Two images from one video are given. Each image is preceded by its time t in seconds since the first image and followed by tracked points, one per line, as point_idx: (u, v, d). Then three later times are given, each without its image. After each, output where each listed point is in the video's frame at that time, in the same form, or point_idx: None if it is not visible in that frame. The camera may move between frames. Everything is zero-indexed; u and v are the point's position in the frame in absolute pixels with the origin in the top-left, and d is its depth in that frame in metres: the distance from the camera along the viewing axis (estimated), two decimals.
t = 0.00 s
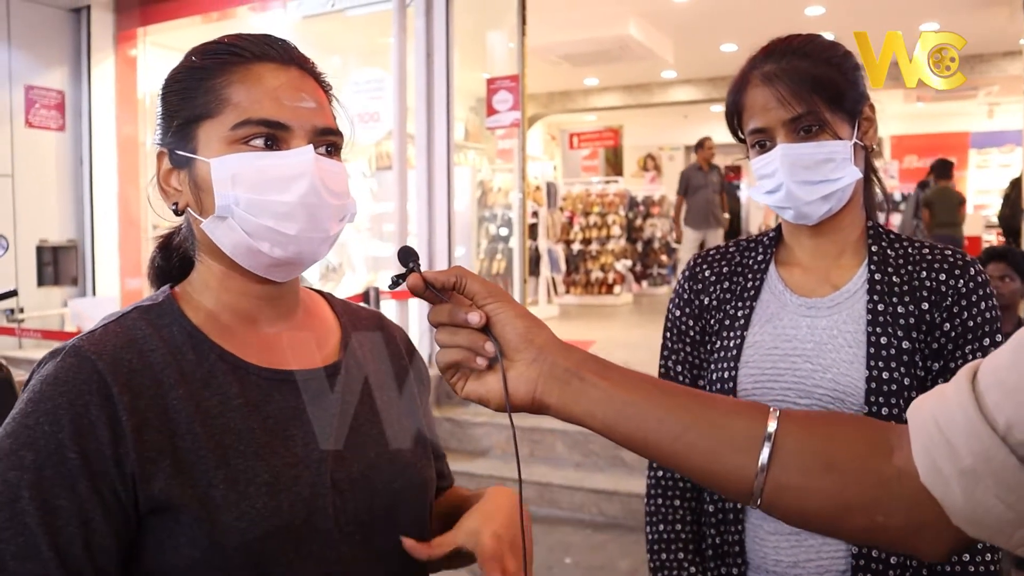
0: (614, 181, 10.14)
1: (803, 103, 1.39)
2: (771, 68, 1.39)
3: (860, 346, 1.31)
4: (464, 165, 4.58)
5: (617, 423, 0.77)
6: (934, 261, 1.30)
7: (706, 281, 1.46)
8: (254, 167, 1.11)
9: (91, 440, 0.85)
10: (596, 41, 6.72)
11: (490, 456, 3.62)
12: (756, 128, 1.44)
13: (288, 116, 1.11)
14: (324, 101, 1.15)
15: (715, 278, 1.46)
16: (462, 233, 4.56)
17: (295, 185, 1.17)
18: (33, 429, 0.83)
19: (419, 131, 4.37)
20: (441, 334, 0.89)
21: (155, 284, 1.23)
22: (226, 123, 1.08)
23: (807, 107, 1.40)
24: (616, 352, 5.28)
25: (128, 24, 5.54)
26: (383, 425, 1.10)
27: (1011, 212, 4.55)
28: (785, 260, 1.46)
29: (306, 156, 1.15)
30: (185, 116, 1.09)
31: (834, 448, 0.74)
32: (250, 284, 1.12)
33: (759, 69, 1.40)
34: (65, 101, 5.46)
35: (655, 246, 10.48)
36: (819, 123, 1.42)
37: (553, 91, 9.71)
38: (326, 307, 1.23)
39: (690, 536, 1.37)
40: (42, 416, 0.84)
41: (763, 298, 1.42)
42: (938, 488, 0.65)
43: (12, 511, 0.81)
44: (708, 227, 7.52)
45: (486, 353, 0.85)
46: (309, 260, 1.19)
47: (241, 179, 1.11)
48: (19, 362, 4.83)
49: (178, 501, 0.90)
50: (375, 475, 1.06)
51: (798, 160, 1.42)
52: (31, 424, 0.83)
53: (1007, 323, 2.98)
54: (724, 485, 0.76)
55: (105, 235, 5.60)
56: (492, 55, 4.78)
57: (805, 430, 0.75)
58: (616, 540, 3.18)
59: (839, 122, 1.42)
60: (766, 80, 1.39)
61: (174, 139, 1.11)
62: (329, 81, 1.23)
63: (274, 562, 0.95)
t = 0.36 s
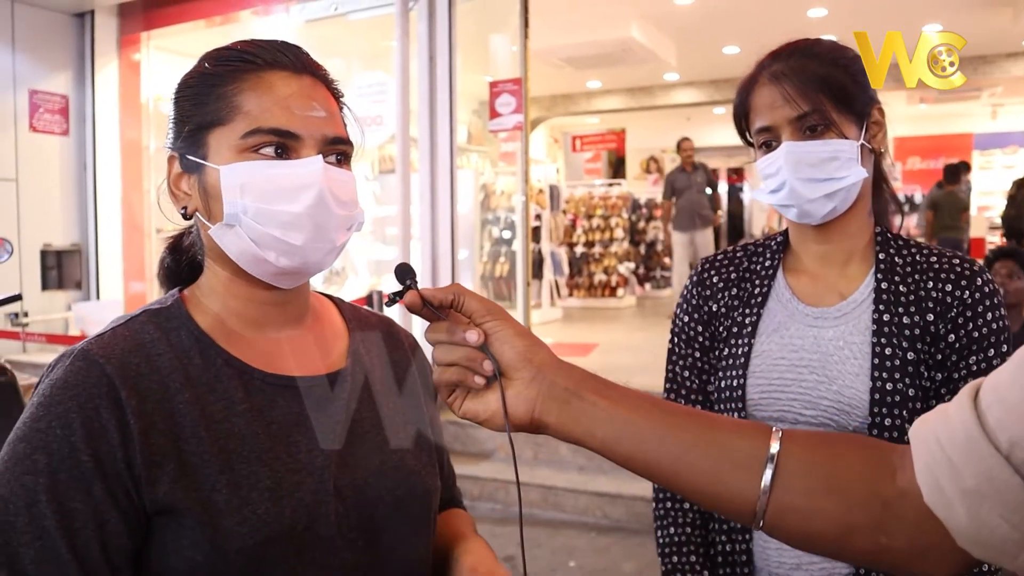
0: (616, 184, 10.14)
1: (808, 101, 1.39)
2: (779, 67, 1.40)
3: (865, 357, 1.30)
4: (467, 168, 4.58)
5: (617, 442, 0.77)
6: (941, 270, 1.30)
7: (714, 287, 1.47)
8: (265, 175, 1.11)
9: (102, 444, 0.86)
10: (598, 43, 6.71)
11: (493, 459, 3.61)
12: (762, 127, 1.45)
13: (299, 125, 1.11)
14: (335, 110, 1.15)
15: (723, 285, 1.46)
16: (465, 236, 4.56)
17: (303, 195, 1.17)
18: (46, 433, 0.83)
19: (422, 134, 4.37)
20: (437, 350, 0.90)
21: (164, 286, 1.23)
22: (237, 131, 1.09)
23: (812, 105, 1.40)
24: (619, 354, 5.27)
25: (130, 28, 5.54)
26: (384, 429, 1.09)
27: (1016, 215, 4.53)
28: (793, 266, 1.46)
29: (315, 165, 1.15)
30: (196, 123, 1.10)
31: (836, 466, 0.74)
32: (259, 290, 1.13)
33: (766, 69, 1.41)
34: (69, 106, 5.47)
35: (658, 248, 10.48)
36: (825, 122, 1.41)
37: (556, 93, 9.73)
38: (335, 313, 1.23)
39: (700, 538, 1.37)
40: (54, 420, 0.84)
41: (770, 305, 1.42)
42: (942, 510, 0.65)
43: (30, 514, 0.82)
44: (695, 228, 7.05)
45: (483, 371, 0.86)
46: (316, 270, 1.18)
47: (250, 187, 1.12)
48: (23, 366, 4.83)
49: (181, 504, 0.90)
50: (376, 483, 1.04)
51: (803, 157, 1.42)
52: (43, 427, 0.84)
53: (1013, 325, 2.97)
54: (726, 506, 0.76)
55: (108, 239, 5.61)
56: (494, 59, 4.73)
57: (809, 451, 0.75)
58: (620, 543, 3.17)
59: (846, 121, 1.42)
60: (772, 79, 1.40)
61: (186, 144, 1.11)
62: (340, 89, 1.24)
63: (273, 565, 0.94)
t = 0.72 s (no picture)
0: (619, 186, 10.14)
1: (812, 96, 1.41)
2: (787, 63, 1.41)
3: (868, 359, 1.31)
4: (468, 170, 4.58)
5: (617, 445, 0.77)
6: (943, 274, 1.31)
7: (718, 287, 1.46)
8: (270, 175, 1.12)
9: (108, 454, 0.86)
10: (599, 45, 6.71)
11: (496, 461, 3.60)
12: (766, 122, 1.46)
13: (304, 127, 1.12)
14: (339, 112, 1.16)
15: (727, 285, 1.46)
16: (467, 238, 4.57)
17: (308, 195, 1.17)
18: (52, 442, 0.83)
19: (424, 136, 4.37)
20: (437, 353, 0.89)
21: (164, 290, 1.23)
22: (242, 132, 1.09)
23: (816, 100, 1.41)
24: (622, 356, 5.28)
25: (133, 32, 5.54)
26: (386, 429, 1.09)
27: (1015, 217, 4.49)
28: (796, 267, 1.46)
29: (319, 167, 1.16)
30: (200, 123, 1.10)
31: (834, 471, 0.74)
32: (259, 290, 1.13)
33: (774, 65, 1.43)
34: (72, 109, 5.49)
35: (660, 250, 10.47)
36: (828, 118, 1.42)
37: (558, 96, 9.74)
38: (333, 315, 1.23)
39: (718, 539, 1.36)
40: (60, 429, 0.84)
41: (774, 306, 1.42)
42: (939, 514, 0.65)
43: (30, 524, 0.82)
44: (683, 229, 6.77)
45: (483, 373, 0.86)
46: (318, 272, 1.19)
47: (254, 186, 1.12)
48: (26, 369, 4.84)
49: (195, 513, 0.90)
50: (386, 484, 1.06)
51: (805, 150, 1.42)
52: (49, 437, 0.84)
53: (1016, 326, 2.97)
54: (730, 510, 0.75)
55: (111, 242, 5.62)
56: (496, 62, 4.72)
57: (808, 457, 0.75)
58: (623, 544, 3.17)
59: (850, 118, 1.43)
60: (780, 75, 1.41)
61: (190, 144, 1.11)
62: (344, 91, 1.24)
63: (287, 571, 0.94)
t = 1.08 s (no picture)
0: (621, 187, 10.15)
1: (815, 97, 1.41)
2: (792, 64, 1.42)
3: (873, 357, 1.32)
4: (471, 172, 4.59)
5: (621, 443, 0.78)
6: (947, 272, 1.31)
7: (724, 285, 1.46)
8: (273, 179, 1.12)
9: (133, 457, 0.86)
10: (601, 47, 6.72)
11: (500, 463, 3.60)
12: (772, 122, 1.47)
13: (307, 130, 1.12)
14: (340, 115, 1.16)
15: (733, 282, 1.46)
16: (470, 240, 4.58)
17: (309, 201, 1.18)
18: (75, 448, 0.83)
19: (426, 138, 4.38)
20: (443, 351, 0.89)
21: (163, 290, 1.23)
22: (246, 135, 1.09)
23: (819, 101, 1.41)
24: (626, 357, 5.28)
25: (136, 35, 5.56)
26: (386, 428, 1.09)
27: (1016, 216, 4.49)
28: (800, 265, 1.46)
29: (323, 171, 1.17)
30: (203, 125, 1.10)
31: (836, 469, 0.75)
32: (260, 292, 1.14)
33: (782, 66, 1.43)
34: (75, 113, 5.50)
35: (663, 252, 10.46)
36: (831, 120, 1.42)
37: (560, 97, 9.76)
38: (332, 317, 1.24)
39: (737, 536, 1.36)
40: (83, 434, 0.84)
41: (779, 303, 1.42)
42: (942, 512, 0.65)
43: (61, 533, 0.82)
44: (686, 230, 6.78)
45: (488, 371, 0.86)
46: (321, 276, 1.20)
47: (257, 190, 1.12)
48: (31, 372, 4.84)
49: (220, 513, 0.91)
50: (397, 476, 1.08)
51: (807, 150, 1.42)
52: (70, 444, 0.83)
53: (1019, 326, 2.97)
54: (730, 507, 0.76)
55: (114, 245, 5.63)
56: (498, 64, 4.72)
57: (809, 453, 0.76)
58: (627, 546, 3.17)
59: (852, 119, 1.42)
60: (786, 75, 1.42)
61: (191, 147, 1.11)
62: (344, 93, 1.24)
63: (312, 566, 0.96)
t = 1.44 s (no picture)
0: (624, 188, 10.15)
1: (823, 98, 1.41)
2: (804, 64, 1.41)
3: (879, 355, 1.32)
4: (475, 174, 4.60)
5: (630, 438, 0.77)
6: (952, 271, 1.31)
7: (732, 283, 1.45)
8: (281, 189, 1.13)
9: (184, 431, 0.91)
10: (605, 48, 6.71)
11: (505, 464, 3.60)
12: (780, 120, 1.47)
13: (311, 140, 1.13)
14: (344, 121, 1.16)
15: (741, 280, 1.45)
16: (473, 241, 4.59)
17: (318, 208, 1.18)
18: (127, 426, 0.88)
19: (430, 141, 4.39)
20: (454, 348, 0.89)
21: (189, 291, 1.27)
22: (252, 149, 1.10)
23: (827, 103, 1.41)
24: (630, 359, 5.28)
25: (140, 38, 5.57)
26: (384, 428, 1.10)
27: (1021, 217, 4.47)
28: (808, 265, 1.46)
29: (327, 178, 1.17)
30: (212, 139, 1.11)
31: (845, 462, 0.75)
32: (282, 295, 1.16)
33: (793, 66, 1.43)
34: (79, 116, 5.52)
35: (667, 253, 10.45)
36: (838, 121, 1.42)
37: (563, 99, 9.76)
38: (342, 317, 1.27)
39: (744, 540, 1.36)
40: (133, 413, 0.89)
41: (787, 301, 1.42)
42: (950, 504, 0.66)
43: (130, 508, 0.87)
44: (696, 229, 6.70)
45: (499, 367, 0.86)
46: (335, 278, 1.21)
47: (267, 201, 1.13)
48: (36, 374, 4.86)
49: (255, 491, 0.95)
50: (412, 474, 1.11)
51: (812, 151, 1.42)
52: (122, 422, 0.88)
53: None
54: (737, 500, 0.76)
55: (119, 248, 5.65)
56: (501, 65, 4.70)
57: (816, 445, 0.76)
58: (631, 548, 3.17)
59: (860, 122, 1.42)
60: (797, 75, 1.41)
61: (204, 161, 1.13)
62: (349, 97, 1.25)
63: (340, 549, 0.99)
